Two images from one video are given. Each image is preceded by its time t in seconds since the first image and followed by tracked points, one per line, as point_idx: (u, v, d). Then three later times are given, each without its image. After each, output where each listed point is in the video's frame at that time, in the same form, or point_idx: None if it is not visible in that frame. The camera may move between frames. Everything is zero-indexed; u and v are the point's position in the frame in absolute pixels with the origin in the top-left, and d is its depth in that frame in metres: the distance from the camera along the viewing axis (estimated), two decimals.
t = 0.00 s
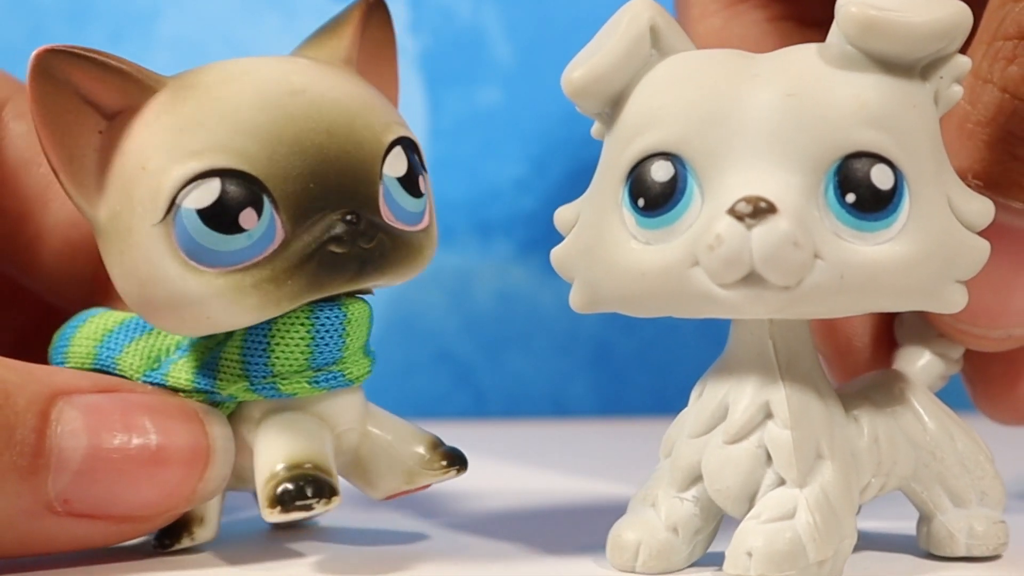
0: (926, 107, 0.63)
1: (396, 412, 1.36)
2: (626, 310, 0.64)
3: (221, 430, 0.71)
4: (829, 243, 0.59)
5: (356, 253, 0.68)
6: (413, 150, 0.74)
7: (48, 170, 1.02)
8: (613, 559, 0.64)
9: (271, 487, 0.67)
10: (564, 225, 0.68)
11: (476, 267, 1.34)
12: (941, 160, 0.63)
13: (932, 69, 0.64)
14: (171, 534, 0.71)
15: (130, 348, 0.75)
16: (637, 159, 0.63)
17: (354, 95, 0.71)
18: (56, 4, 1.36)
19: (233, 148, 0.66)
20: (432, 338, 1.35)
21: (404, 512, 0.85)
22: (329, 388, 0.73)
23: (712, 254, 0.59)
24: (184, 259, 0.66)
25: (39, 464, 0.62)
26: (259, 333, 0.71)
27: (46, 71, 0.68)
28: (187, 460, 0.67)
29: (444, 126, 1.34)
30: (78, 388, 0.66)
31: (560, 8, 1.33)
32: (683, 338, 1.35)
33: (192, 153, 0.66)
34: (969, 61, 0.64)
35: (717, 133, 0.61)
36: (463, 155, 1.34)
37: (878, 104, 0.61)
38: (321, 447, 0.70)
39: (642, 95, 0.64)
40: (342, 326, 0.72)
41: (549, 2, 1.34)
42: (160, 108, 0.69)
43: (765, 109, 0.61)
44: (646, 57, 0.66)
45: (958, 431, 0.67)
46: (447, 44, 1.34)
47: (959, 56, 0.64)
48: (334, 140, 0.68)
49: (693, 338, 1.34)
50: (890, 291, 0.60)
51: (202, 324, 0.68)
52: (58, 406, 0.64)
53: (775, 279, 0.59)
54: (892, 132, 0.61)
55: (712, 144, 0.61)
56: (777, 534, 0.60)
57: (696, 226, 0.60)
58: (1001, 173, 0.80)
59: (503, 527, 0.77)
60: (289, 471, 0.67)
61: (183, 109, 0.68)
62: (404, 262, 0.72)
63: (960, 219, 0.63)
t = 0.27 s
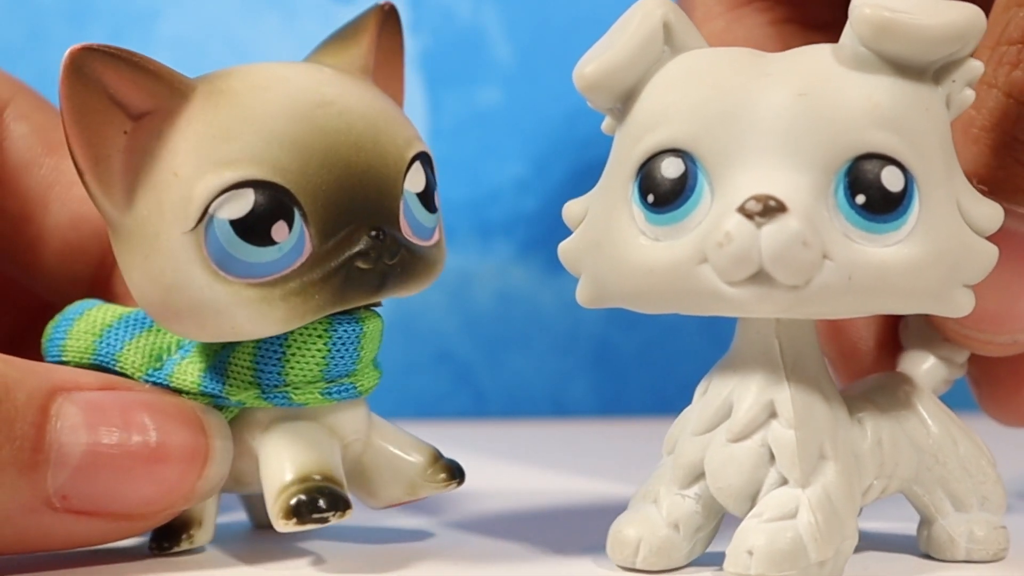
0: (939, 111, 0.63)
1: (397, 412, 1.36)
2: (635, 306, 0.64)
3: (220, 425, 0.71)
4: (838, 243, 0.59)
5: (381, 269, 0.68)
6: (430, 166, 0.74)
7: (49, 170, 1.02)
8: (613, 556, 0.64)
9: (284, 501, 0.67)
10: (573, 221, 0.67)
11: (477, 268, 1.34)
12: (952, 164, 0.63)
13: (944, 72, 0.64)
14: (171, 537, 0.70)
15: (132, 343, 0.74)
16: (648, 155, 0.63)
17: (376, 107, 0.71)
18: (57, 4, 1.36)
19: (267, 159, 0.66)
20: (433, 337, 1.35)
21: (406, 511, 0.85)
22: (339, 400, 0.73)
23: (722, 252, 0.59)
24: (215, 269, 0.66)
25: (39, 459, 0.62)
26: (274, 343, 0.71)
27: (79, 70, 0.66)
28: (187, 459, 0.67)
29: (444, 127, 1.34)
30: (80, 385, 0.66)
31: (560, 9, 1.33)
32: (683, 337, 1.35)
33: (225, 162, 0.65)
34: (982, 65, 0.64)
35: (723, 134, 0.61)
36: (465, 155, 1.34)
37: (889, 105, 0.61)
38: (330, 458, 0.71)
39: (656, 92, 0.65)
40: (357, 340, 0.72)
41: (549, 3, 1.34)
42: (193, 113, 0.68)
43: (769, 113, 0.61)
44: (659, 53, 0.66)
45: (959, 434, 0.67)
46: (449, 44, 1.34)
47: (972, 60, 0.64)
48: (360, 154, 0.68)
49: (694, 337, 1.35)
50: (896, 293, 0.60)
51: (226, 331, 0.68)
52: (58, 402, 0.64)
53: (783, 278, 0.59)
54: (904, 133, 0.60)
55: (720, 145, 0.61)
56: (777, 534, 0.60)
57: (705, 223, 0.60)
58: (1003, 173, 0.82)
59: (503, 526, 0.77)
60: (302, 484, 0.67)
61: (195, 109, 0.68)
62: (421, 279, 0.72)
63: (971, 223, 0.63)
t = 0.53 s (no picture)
0: (937, 112, 0.63)
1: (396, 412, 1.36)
2: (630, 306, 0.64)
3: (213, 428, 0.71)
4: (830, 244, 0.59)
5: (386, 287, 0.68)
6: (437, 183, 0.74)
7: (45, 169, 1.01)
8: (606, 555, 0.64)
9: (275, 514, 0.66)
10: (570, 220, 0.67)
11: (477, 267, 1.34)
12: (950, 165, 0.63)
13: (943, 72, 0.63)
14: (156, 539, 0.70)
15: (125, 344, 0.74)
16: (642, 153, 0.62)
17: (391, 123, 0.71)
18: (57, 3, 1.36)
19: (279, 172, 0.65)
20: (432, 337, 1.35)
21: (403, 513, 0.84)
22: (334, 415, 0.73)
23: (711, 251, 0.59)
24: (222, 281, 0.66)
25: (35, 455, 0.62)
26: (273, 354, 0.71)
27: (96, 71, 0.65)
28: (182, 461, 0.68)
29: (445, 127, 1.34)
30: (74, 384, 0.66)
31: (561, 8, 1.33)
32: (683, 337, 1.34)
33: (239, 174, 0.65)
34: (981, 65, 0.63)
35: (720, 132, 0.60)
36: (467, 158, 1.34)
37: (888, 105, 0.60)
38: (322, 471, 0.70)
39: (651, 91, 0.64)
40: (356, 356, 0.72)
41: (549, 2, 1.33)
42: (213, 121, 0.67)
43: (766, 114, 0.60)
44: (656, 51, 0.66)
45: (958, 436, 0.67)
46: (449, 44, 1.34)
47: (970, 59, 0.63)
48: (372, 172, 0.68)
49: (693, 336, 1.34)
50: (892, 294, 0.60)
51: (230, 343, 0.68)
52: (53, 400, 0.64)
53: (773, 278, 0.58)
54: (899, 133, 0.60)
55: (718, 143, 0.60)
56: (767, 534, 0.59)
57: (699, 221, 0.60)
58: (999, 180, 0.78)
59: (500, 526, 0.77)
60: (293, 498, 0.67)
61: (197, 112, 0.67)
62: (423, 294, 0.72)
63: (966, 224, 0.63)
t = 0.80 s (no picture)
0: (913, 110, 0.63)
1: (396, 414, 1.36)
2: (611, 309, 0.64)
3: (194, 436, 0.72)
4: (797, 241, 0.59)
5: (368, 327, 0.68)
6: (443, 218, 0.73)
7: (40, 171, 1.01)
8: (597, 556, 0.65)
9: (232, 536, 0.66)
10: (556, 225, 0.68)
11: (477, 265, 1.34)
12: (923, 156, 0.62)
13: (915, 67, 0.63)
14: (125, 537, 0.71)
15: (119, 341, 0.75)
16: (618, 158, 0.63)
17: (403, 158, 0.70)
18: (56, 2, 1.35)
19: (269, 203, 0.65)
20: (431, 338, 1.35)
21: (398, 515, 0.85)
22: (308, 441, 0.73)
23: (679, 254, 0.59)
24: (202, 308, 0.66)
25: (16, 461, 0.63)
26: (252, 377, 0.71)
27: (101, 84, 0.65)
28: (161, 463, 0.69)
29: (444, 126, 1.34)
30: (57, 389, 0.67)
31: (562, 9, 1.32)
32: (683, 338, 1.33)
33: (230, 203, 0.65)
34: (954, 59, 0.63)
35: (709, 128, 0.61)
36: (470, 160, 1.34)
37: (868, 105, 0.61)
38: (291, 495, 0.71)
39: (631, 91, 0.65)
40: (336, 387, 0.72)
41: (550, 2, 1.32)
42: (215, 144, 0.67)
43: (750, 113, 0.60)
44: (631, 58, 0.67)
45: (949, 430, 0.67)
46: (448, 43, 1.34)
47: (943, 53, 0.63)
48: (372, 210, 0.67)
49: (692, 338, 1.32)
50: (868, 291, 0.60)
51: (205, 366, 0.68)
52: (36, 406, 0.65)
53: (742, 278, 0.58)
54: (872, 131, 0.60)
55: (710, 140, 0.60)
56: (752, 531, 0.59)
57: (671, 225, 0.61)
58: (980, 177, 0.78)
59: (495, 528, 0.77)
60: (254, 523, 0.67)
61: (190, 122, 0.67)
62: (411, 329, 0.71)
63: (944, 217, 0.63)
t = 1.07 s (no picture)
0: (879, 112, 0.63)
1: (397, 413, 1.36)
2: (585, 308, 0.66)
3: (185, 427, 0.73)
4: (747, 243, 0.59)
5: (355, 323, 0.67)
6: (438, 219, 0.73)
7: (33, 176, 0.96)
8: (569, 549, 0.66)
9: (214, 528, 0.66)
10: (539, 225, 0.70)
11: (477, 268, 1.34)
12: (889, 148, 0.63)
13: (877, 63, 0.64)
14: (115, 528, 0.73)
15: (119, 332, 0.76)
16: (585, 161, 0.65)
17: (398, 155, 0.71)
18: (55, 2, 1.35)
19: (256, 195, 0.65)
20: (432, 337, 1.34)
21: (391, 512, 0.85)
22: (294, 437, 0.73)
23: (629, 257, 0.61)
24: (186, 296, 0.66)
25: (8, 454, 0.62)
26: (241, 371, 0.71)
27: (99, 72, 0.67)
28: (154, 454, 0.69)
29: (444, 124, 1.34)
30: (50, 381, 0.67)
31: (562, 9, 1.33)
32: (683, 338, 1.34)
33: (218, 193, 0.65)
34: (918, 53, 0.64)
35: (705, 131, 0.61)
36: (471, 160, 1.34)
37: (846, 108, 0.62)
38: (275, 492, 0.70)
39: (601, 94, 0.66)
40: (323, 383, 0.72)
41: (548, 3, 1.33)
42: (204, 136, 0.67)
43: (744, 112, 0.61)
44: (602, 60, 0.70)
45: (926, 426, 0.66)
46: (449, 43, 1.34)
47: (905, 48, 0.64)
48: (362, 207, 0.67)
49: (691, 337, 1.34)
50: (827, 287, 0.60)
51: (185, 353, 0.68)
52: (29, 398, 0.65)
53: (688, 280, 0.59)
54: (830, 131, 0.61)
55: (712, 144, 0.60)
56: (711, 529, 0.60)
57: (625, 228, 0.62)
58: (969, 172, 0.74)
59: (486, 526, 0.77)
60: (236, 516, 0.67)
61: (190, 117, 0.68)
62: (403, 329, 0.71)
63: (908, 215, 0.63)
